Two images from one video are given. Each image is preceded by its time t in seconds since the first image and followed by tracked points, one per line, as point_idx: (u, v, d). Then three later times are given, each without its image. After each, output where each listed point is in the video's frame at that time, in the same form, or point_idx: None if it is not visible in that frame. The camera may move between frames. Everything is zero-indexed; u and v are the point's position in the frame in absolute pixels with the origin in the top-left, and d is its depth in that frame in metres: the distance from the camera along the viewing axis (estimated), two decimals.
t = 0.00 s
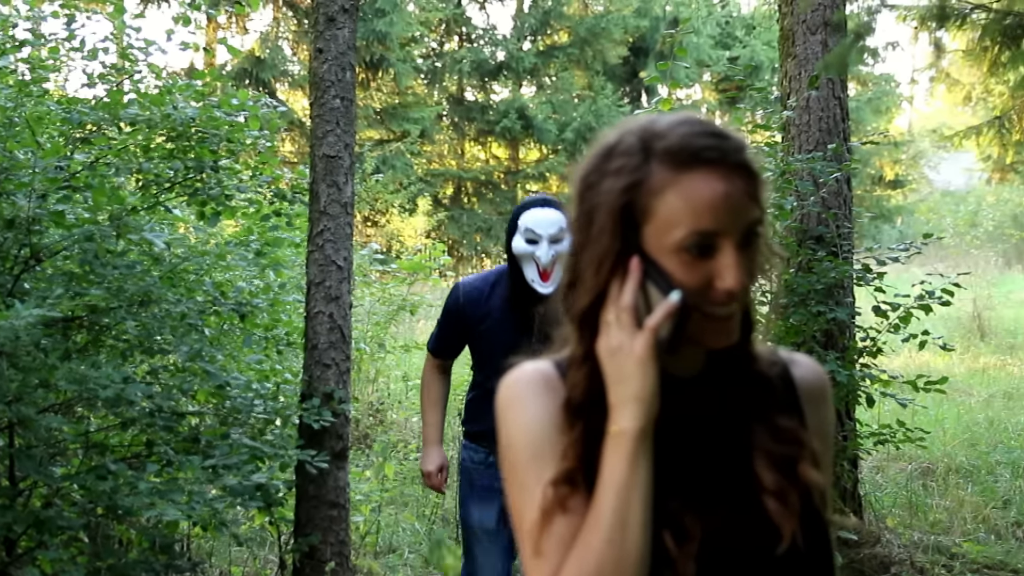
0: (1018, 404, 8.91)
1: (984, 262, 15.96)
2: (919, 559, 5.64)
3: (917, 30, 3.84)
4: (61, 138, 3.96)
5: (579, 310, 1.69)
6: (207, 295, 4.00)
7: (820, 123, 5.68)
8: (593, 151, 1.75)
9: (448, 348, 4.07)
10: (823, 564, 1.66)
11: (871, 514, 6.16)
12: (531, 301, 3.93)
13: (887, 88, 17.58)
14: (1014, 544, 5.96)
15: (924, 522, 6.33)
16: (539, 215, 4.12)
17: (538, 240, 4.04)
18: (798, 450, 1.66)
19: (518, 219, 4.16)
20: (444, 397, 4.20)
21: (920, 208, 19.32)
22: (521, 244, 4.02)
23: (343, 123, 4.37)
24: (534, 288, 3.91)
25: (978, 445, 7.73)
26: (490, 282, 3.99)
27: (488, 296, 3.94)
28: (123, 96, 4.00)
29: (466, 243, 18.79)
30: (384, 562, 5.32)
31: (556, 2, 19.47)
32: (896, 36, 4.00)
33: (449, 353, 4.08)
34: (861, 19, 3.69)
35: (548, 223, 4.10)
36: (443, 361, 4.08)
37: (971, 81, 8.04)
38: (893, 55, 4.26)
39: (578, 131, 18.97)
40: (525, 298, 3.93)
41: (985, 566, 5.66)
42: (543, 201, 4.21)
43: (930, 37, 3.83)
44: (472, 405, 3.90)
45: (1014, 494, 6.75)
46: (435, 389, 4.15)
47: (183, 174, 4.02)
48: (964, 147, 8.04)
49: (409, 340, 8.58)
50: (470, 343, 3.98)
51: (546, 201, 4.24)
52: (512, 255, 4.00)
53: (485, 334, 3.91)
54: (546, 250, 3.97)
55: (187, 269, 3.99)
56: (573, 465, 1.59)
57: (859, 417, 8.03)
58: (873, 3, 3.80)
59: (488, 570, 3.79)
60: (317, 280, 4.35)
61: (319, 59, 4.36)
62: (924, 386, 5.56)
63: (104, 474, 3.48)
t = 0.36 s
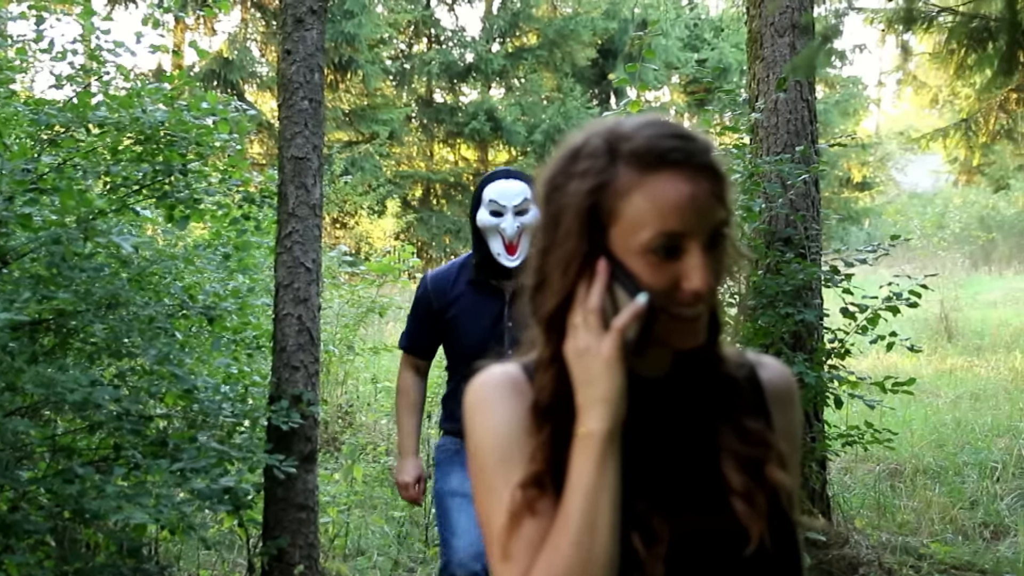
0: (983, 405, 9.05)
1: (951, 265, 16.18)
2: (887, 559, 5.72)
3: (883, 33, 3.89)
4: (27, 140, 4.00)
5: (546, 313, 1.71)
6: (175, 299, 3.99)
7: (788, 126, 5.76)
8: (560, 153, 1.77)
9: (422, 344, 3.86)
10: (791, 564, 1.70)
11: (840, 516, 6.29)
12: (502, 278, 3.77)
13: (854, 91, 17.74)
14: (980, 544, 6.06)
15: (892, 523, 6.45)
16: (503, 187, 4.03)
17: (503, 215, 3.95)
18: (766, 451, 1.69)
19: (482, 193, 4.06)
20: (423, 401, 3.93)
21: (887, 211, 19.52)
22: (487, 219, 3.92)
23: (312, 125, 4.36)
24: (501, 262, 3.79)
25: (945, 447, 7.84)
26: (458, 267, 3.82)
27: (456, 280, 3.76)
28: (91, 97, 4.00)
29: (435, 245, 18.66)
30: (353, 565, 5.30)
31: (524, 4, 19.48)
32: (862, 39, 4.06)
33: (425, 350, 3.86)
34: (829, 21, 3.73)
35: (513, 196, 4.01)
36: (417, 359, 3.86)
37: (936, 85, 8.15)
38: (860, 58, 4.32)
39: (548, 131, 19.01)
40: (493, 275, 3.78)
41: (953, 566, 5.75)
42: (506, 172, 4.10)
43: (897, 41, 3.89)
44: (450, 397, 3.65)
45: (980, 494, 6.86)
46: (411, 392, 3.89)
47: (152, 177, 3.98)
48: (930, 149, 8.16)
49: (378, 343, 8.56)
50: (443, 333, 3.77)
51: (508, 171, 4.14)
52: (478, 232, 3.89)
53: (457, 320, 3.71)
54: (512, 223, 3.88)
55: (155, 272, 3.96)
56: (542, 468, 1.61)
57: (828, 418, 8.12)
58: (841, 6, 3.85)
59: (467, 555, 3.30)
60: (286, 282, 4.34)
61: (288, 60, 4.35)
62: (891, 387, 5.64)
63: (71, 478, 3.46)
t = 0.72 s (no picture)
0: (960, 410, 9.14)
1: (927, 270, 16.35)
2: (865, 564, 5.78)
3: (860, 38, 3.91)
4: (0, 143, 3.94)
5: (523, 319, 1.72)
6: (152, 303, 3.98)
7: (766, 131, 5.81)
8: (537, 159, 1.79)
9: (387, 411, 3.66)
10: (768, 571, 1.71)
11: (818, 520, 6.35)
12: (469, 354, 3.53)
13: (831, 96, 17.85)
14: (958, 549, 6.12)
15: (870, 528, 6.51)
16: (474, 258, 3.69)
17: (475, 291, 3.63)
18: (743, 458, 1.70)
19: (451, 265, 3.74)
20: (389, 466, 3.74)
21: (864, 216, 19.67)
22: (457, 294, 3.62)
23: (290, 130, 4.35)
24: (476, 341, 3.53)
25: (923, 451, 7.91)
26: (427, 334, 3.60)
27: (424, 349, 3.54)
28: (67, 101, 3.97)
29: (413, 251, 18.62)
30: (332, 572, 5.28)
31: (503, 10, 19.49)
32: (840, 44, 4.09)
33: (389, 417, 3.66)
34: (807, 26, 3.74)
35: (483, 268, 3.68)
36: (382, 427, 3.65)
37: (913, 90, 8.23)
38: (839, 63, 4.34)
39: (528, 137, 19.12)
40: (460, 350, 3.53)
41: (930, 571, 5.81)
42: (476, 241, 3.79)
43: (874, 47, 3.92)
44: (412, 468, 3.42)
45: (958, 499, 6.92)
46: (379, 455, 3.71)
47: (128, 181, 3.96)
48: (908, 154, 8.24)
49: (356, 348, 8.55)
50: (407, 401, 3.55)
51: (479, 239, 3.82)
52: (448, 308, 3.60)
53: (421, 389, 3.49)
54: (484, 297, 3.57)
55: (133, 277, 3.93)
56: (519, 475, 1.63)
57: (806, 422, 8.18)
58: (818, 12, 3.87)
59: None
60: (264, 288, 4.33)
61: (265, 65, 4.33)
62: (869, 393, 5.70)
63: (49, 485, 3.44)
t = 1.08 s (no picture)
0: (946, 415, 9.20)
1: (913, 276, 16.47)
2: (852, 568, 5.82)
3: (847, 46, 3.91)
4: None
5: (513, 324, 1.73)
6: (141, 308, 3.94)
7: (754, 137, 5.85)
8: (527, 165, 1.80)
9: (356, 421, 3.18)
10: None
11: (806, 525, 6.39)
12: (441, 339, 3.21)
13: (819, 103, 17.90)
14: (944, 553, 6.15)
15: (857, 533, 6.55)
16: (438, 235, 3.52)
17: (440, 267, 3.45)
18: (733, 464, 1.71)
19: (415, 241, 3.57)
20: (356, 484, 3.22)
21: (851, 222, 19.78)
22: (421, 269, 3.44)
23: (278, 135, 4.35)
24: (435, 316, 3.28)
25: (910, 457, 7.95)
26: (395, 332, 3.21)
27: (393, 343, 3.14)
28: (56, 106, 3.98)
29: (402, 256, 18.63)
30: None
31: (492, 16, 19.51)
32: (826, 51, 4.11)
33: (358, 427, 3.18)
34: (794, 33, 3.76)
35: (448, 246, 3.52)
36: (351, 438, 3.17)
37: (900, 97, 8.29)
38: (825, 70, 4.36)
39: (515, 142, 18.87)
40: (432, 334, 3.22)
41: None
42: (440, 218, 3.62)
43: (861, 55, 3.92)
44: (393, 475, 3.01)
45: (944, 504, 6.97)
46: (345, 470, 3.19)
47: (117, 186, 4.00)
48: (895, 161, 8.30)
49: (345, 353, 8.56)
50: (380, 405, 3.11)
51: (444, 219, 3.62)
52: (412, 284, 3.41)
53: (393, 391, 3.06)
54: (448, 273, 3.38)
55: (121, 281, 3.92)
56: (507, 481, 1.64)
57: (793, 427, 8.23)
58: (804, 19, 3.86)
59: None
60: (252, 293, 4.32)
61: (254, 71, 4.31)
62: (857, 398, 5.73)
63: (37, 488, 3.45)
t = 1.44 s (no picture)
0: (925, 416, 9.31)
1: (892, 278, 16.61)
2: (831, 568, 5.88)
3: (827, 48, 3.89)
4: None
5: (494, 326, 1.75)
6: (121, 311, 3.98)
7: (733, 139, 5.90)
8: (509, 167, 1.83)
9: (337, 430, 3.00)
10: None
11: (785, 526, 6.45)
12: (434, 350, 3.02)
13: (798, 106, 18.02)
14: (923, 553, 6.22)
15: (837, 533, 6.61)
16: (439, 240, 3.30)
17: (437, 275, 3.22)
18: (712, 467, 1.74)
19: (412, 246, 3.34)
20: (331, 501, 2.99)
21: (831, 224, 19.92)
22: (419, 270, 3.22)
23: (259, 138, 4.33)
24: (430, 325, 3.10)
25: (889, 457, 8.05)
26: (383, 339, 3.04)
27: (379, 349, 2.97)
28: (36, 109, 3.99)
29: (383, 258, 18.61)
30: None
31: (472, 18, 19.50)
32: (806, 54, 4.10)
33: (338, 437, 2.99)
34: (773, 37, 3.79)
35: (449, 247, 3.31)
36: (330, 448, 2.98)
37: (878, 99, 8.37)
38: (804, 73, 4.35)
39: (495, 144, 18.86)
40: (424, 345, 3.03)
41: None
42: (442, 223, 3.40)
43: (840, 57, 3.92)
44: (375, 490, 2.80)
45: (923, 505, 7.05)
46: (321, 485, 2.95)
47: (98, 189, 3.98)
48: (873, 163, 8.38)
49: (326, 355, 8.54)
50: (363, 415, 2.93)
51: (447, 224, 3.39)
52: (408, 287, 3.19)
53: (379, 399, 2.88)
54: (449, 278, 3.18)
55: (102, 284, 3.93)
56: (488, 483, 1.65)
57: (773, 428, 8.30)
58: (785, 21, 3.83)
59: None
60: (233, 295, 4.31)
61: (234, 73, 4.31)
62: (835, 399, 5.79)
63: (16, 493, 3.47)
